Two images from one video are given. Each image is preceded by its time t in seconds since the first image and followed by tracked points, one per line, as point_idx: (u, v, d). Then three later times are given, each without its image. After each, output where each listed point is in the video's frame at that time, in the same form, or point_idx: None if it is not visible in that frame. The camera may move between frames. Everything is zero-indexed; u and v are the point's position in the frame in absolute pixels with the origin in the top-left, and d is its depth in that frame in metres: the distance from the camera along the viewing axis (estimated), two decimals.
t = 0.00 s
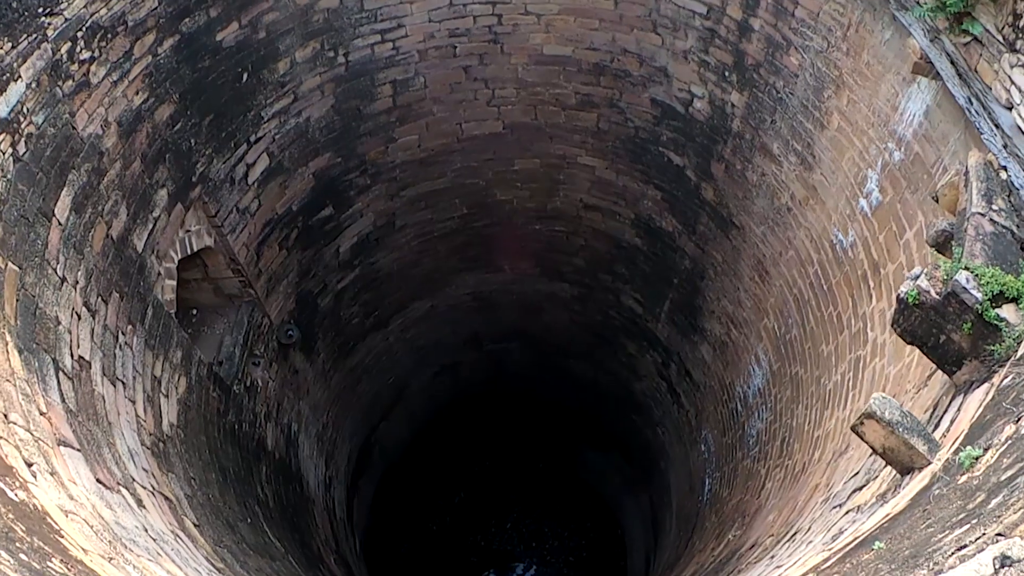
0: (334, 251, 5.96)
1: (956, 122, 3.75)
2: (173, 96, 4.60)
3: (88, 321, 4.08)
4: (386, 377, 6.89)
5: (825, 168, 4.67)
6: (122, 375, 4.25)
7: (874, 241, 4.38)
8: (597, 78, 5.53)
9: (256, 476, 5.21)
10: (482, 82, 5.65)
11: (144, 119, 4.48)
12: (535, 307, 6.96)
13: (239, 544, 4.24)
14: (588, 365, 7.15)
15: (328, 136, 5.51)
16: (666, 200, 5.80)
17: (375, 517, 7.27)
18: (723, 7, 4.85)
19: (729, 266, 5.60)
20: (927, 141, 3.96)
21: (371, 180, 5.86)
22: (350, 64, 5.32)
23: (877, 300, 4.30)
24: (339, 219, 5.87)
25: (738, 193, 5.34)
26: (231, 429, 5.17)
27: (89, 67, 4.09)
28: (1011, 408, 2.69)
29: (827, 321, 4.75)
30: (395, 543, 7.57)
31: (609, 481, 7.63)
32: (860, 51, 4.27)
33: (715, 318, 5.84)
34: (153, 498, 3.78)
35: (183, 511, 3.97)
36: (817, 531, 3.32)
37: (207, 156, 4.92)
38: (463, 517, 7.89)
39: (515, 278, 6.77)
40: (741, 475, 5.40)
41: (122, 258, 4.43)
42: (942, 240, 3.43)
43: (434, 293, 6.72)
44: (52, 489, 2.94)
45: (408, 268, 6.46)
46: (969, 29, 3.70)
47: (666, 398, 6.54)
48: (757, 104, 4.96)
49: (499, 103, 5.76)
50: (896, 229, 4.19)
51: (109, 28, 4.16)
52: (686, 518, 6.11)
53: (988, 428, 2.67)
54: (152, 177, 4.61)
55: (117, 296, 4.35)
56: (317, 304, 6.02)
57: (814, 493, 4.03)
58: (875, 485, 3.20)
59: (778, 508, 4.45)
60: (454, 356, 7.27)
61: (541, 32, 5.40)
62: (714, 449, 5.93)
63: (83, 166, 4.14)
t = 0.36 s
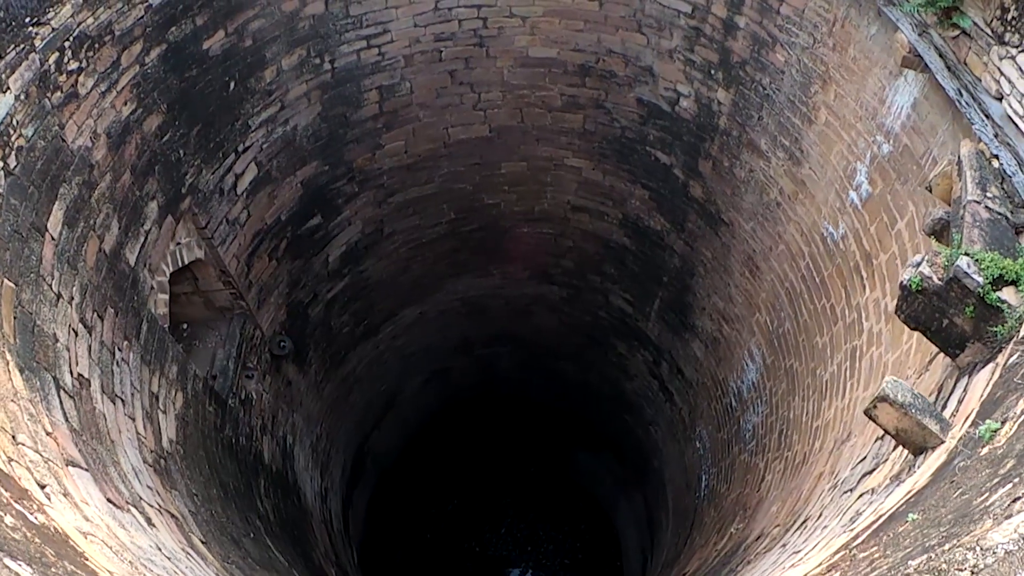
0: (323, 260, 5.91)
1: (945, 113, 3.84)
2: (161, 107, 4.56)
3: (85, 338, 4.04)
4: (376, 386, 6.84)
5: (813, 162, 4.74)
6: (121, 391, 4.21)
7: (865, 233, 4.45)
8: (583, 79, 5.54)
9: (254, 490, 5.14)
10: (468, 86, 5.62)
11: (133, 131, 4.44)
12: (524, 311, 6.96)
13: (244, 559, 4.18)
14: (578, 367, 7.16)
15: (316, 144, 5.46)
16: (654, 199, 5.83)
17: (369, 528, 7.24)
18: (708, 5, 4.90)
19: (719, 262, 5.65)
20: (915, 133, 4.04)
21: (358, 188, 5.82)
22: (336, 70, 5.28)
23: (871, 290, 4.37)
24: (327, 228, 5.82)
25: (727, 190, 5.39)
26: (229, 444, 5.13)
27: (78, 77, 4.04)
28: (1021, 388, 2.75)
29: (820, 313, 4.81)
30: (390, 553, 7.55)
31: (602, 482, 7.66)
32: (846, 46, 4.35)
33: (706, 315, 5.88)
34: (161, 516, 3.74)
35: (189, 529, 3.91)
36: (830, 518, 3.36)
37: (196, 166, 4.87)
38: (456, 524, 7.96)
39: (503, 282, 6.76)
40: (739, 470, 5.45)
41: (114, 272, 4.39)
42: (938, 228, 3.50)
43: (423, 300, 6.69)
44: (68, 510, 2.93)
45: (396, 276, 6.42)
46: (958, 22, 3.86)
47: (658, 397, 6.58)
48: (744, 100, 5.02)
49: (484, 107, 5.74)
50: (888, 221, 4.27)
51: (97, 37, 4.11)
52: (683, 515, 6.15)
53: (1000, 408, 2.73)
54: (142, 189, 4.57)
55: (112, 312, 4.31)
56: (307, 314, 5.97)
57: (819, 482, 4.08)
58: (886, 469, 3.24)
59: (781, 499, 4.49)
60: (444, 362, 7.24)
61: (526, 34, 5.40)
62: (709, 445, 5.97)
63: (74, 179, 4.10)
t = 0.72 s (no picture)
0: (313, 267, 5.86)
1: (932, 103, 3.95)
2: (150, 116, 4.54)
3: (82, 354, 3.99)
4: (368, 393, 6.80)
5: (802, 155, 4.81)
6: (120, 407, 4.15)
7: (856, 222, 4.53)
8: (568, 78, 5.56)
9: (254, 502, 5.08)
10: (454, 87, 5.60)
11: (122, 140, 4.42)
12: (513, 312, 6.96)
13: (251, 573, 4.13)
14: (568, 366, 7.19)
15: (303, 150, 5.41)
16: (641, 195, 5.87)
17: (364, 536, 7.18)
18: (693, 2, 4.95)
19: (709, 256, 5.71)
20: (904, 124, 4.13)
21: (346, 194, 5.78)
22: (322, 75, 5.24)
23: (864, 279, 4.45)
24: (315, 234, 5.76)
25: (715, 184, 5.44)
26: (227, 456, 5.07)
27: (66, 87, 4.03)
28: None
29: (813, 303, 4.88)
30: (385, 559, 7.51)
31: (594, 480, 7.70)
32: (832, 39, 4.42)
33: (696, 309, 5.94)
34: (170, 533, 3.68)
35: (197, 544, 3.85)
36: (843, 501, 3.41)
37: (186, 175, 4.83)
38: (449, 528, 7.88)
39: (491, 284, 6.76)
40: (737, 461, 5.50)
41: (108, 285, 4.33)
42: (936, 215, 3.56)
43: (412, 304, 6.65)
44: (86, 531, 2.88)
45: (385, 280, 6.39)
46: (948, 15, 4.02)
47: (649, 393, 6.63)
48: (730, 95, 5.07)
49: (471, 108, 5.73)
50: (879, 210, 4.35)
51: (84, 46, 4.11)
52: (680, 509, 6.20)
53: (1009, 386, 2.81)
54: (132, 201, 4.53)
55: (107, 327, 4.26)
56: (297, 322, 5.91)
57: (823, 468, 4.14)
58: (897, 451, 3.31)
59: (783, 488, 4.55)
60: (434, 367, 7.21)
61: (511, 35, 5.40)
62: (703, 438, 6.02)
63: (65, 191, 4.08)
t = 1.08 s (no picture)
0: (306, 272, 5.82)
1: (924, 92, 4.02)
2: (142, 124, 4.47)
3: (85, 369, 3.87)
4: (362, 397, 6.76)
5: (794, 146, 4.87)
6: (124, 423, 4.01)
7: (850, 211, 4.58)
8: (557, 77, 5.59)
9: (258, 511, 5.02)
10: (444, 88, 5.60)
11: (115, 150, 4.35)
12: (505, 310, 6.96)
13: None
14: (561, 362, 7.21)
15: (294, 155, 5.38)
16: (632, 190, 5.91)
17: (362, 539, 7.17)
18: None
19: (701, 249, 5.75)
20: (896, 113, 4.20)
21: (338, 198, 5.75)
22: (313, 79, 5.21)
23: (860, 265, 4.50)
24: (308, 240, 5.73)
25: (706, 177, 5.49)
26: (228, 466, 4.97)
27: (57, 97, 3.97)
28: None
29: (808, 291, 4.94)
30: (383, 561, 7.51)
31: (589, 475, 7.75)
32: (822, 32, 4.49)
33: (689, 301, 5.98)
34: (184, 549, 3.58)
35: (210, 558, 3.78)
36: (858, 484, 3.45)
37: (179, 184, 4.77)
38: (446, 528, 7.91)
39: (483, 283, 6.76)
40: (735, 450, 5.55)
41: (105, 298, 4.23)
42: (937, 203, 3.68)
43: (404, 306, 6.63)
44: (109, 554, 2.72)
45: (377, 283, 6.35)
46: (942, 7, 4.05)
47: (643, 385, 6.67)
48: (721, 89, 5.13)
49: (461, 109, 5.73)
50: (873, 198, 4.42)
51: (75, 55, 4.04)
52: (678, 499, 6.25)
53: None
54: (127, 211, 4.45)
55: (107, 340, 4.15)
56: (291, 328, 5.86)
57: (829, 453, 4.19)
58: (910, 432, 3.37)
59: (788, 474, 4.60)
60: (426, 368, 7.19)
61: (501, 35, 5.42)
62: (700, 429, 6.06)
63: (60, 204, 4.00)
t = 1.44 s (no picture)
0: (304, 277, 5.78)
1: (921, 80, 4.07)
2: (138, 133, 4.42)
3: (93, 385, 3.78)
4: (362, 400, 6.73)
5: (790, 137, 4.91)
6: (133, 438, 3.93)
7: (849, 199, 4.62)
8: (551, 74, 5.59)
9: (269, 519, 4.98)
10: (438, 89, 5.59)
11: (112, 160, 4.29)
12: (501, 308, 6.97)
13: None
14: (559, 359, 7.23)
15: (290, 160, 5.35)
16: (627, 184, 5.93)
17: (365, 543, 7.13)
18: None
19: (698, 241, 5.80)
20: (893, 102, 4.25)
21: (334, 201, 5.72)
22: (307, 83, 5.19)
23: (861, 253, 4.56)
24: (306, 245, 5.70)
25: (702, 170, 5.53)
26: (236, 476, 4.92)
27: (53, 108, 3.91)
28: None
29: (809, 279, 4.99)
30: (386, 563, 7.48)
31: (589, 470, 7.77)
32: (816, 24, 4.52)
33: (688, 293, 6.03)
34: (204, 565, 3.52)
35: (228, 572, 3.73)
36: (877, 468, 3.52)
37: (177, 193, 4.72)
38: (447, 528, 7.89)
39: (479, 282, 6.76)
40: (740, 439, 5.60)
41: (108, 312, 4.16)
42: (941, 189, 3.73)
43: (401, 308, 6.61)
44: None
45: (374, 286, 6.33)
46: None
47: (642, 378, 6.71)
48: (715, 83, 5.16)
49: (455, 109, 5.72)
50: (872, 186, 4.46)
51: (69, 65, 3.98)
52: (682, 490, 6.30)
53: None
54: (126, 222, 4.39)
55: (112, 354, 4.08)
56: (291, 334, 5.82)
57: (840, 438, 4.25)
58: (925, 415, 3.46)
59: (797, 460, 4.66)
60: (424, 369, 7.17)
61: (493, 34, 5.41)
62: (702, 419, 6.11)
63: (60, 218, 3.94)
